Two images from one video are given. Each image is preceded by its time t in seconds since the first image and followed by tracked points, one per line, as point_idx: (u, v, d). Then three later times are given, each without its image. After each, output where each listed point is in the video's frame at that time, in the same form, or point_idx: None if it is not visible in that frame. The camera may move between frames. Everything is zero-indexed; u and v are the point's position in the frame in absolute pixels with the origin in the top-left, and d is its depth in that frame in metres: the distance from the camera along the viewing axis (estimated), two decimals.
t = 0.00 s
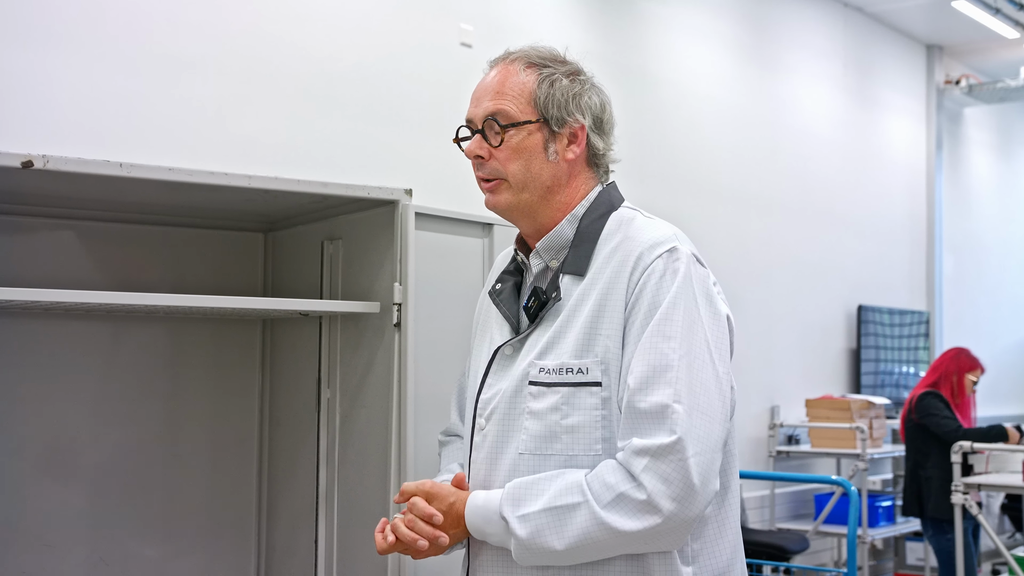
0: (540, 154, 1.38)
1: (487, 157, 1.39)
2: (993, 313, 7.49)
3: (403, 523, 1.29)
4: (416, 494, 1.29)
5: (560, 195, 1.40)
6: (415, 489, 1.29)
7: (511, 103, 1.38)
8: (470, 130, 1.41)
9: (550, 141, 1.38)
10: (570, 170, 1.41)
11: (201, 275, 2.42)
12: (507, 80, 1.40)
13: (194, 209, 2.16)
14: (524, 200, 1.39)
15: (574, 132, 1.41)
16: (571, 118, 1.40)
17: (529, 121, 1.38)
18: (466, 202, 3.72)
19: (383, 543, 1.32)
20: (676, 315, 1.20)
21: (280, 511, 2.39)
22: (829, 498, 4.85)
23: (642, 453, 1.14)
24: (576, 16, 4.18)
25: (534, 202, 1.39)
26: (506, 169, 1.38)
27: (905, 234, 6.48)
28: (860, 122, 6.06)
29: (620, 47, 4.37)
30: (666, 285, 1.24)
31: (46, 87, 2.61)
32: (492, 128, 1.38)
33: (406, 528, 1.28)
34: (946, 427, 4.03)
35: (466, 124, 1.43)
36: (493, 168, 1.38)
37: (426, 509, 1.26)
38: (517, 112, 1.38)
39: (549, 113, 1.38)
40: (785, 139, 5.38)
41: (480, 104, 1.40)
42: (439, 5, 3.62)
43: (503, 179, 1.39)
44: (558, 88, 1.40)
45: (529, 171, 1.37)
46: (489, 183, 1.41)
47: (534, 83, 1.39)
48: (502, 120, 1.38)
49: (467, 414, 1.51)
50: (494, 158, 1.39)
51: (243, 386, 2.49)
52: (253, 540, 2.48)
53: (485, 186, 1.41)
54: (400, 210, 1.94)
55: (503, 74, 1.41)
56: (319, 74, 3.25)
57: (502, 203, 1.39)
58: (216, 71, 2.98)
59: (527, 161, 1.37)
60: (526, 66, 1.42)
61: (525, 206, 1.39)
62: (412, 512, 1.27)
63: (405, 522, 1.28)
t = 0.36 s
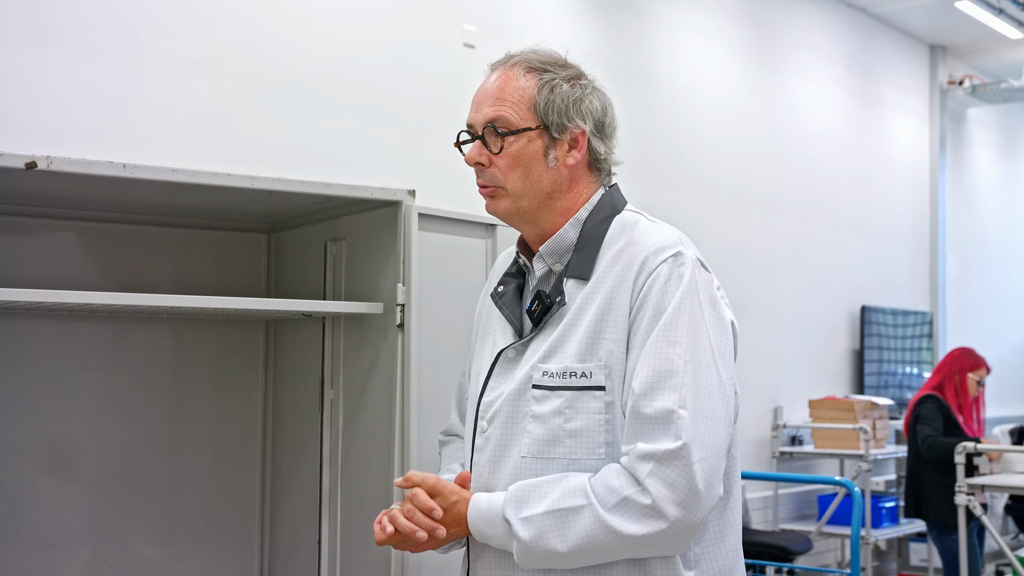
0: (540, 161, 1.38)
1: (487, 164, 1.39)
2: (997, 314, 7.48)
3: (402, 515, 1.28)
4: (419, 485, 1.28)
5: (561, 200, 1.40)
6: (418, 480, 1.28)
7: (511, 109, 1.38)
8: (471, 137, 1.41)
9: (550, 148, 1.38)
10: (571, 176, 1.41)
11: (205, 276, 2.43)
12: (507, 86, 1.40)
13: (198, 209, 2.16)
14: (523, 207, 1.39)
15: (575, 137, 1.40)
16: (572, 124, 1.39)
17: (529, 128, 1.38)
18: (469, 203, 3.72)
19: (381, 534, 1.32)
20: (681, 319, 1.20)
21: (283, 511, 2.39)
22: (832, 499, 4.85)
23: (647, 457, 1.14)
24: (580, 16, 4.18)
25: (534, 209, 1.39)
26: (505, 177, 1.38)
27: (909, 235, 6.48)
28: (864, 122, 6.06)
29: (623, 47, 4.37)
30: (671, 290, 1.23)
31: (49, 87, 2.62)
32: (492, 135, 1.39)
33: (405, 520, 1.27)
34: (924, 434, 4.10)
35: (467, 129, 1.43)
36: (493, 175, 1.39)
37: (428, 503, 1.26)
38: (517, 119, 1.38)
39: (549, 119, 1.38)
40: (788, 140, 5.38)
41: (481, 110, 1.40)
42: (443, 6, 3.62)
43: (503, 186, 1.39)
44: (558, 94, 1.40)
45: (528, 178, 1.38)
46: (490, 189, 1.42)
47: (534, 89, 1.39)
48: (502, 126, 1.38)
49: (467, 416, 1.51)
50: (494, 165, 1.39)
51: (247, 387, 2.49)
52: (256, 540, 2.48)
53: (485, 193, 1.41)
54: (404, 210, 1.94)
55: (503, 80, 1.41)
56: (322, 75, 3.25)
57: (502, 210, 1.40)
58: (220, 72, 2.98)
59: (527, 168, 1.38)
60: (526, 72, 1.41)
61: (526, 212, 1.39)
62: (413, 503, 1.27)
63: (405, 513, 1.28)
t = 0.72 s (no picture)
0: (549, 166, 1.38)
1: (495, 167, 1.38)
2: (1003, 315, 7.46)
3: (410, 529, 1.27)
4: (423, 498, 1.27)
5: (568, 205, 1.40)
6: (422, 493, 1.28)
7: (521, 113, 1.38)
8: (480, 140, 1.40)
9: (558, 152, 1.38)
10: (578, 180, 1.41)
11: (210, 276, 2.43)
12: (517, 89, 1.39)
13: (203, 211, 2.17)
14: (531, 211, 1.38)
15: (583, 142, 1.40)
16: (581, 129, 1.39)
17: (538, 132, 1.37)
18: (474, 204, 3.72)
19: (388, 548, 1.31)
20: (688, 324, 1.20)
21: (288, 512, 2.40)
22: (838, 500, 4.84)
23: (654, 462, 1.14)
24: (584, 17, 4.18)
25: (542, 213, 1.39)
26: (514, 181, 1.38)
27: (915, 235, 6.46)
28: (869, 122, 6.04)
29: (627, 48, 4.36)
30: (678, 295, 1.23)
31: (54, 89, 2.62)
32: (501, 138, 1.38)
33: (414, 532, 1.26)
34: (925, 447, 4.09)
35: (474, 131, 1.42)
36: (502, 179, 1.38)
37: (435, 514, 1.26)
38: (527, 123, 1.37)
39: (557, 124, 1.38)
40: (793, 140, 5.37)
41: (490, 113, 1.39)
42: (448, 7, 3.62)
43: (511, 191, 1.39)
44: (568, 98, 1.40)
45: (537, 183, 1.37)
46: (497, 192, 1.41)
47: (544, 93, 1.39)
48: (511, 130, 1.38)
49: (469, 419, 1.50)
50: (502, 168, 1.38)
51: (253, 388, 2.50)
52: (262, 541, 2.49)
53: (491, 197, 1.41)
54: (408, 212, 1.94)
55: (512, 82, 1.40)
56: (326, 77, 3.25)
57: (510, 214, 1.40)
58: (225, 73, 2.99)
59: (536, 172, 1.37)
60: (535, 75, 1.41)
61: (533, 216, 1.39)
62: (419, 516, 1.26)
63: (412, 527, 1.26)
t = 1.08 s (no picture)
0: (547, 164, 1.38)
1: (494, 167, 1.38)
2: (1005, 315, 7.46)
3: (409, 532, 1.28)
4: (420, 502, 1.28)
5: (566, 204, 1.40)
6: (419, 497, 1.29)
7: (519, 112, 1.38)
8: (478, 139, 1.40)
9: (557, 151, 1.38)
10: (577, 179, 1.41)
11: (213, 276, 2.44)
12: (514, 89, 1.39)
13: (205, 211, 2.17)
14: (530, 209, 1.38)
15: (581, 141, 1.41)
16: (579, 127, 1.39)
17: (537, 130, 1.37)
18: (475, 203, 3.72)
19: (387, 551, 1.32)
20: (684, 326, 1.20)
21: (290, 512, 2.40)
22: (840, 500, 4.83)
23: (649, 465, 1.14)
24: (585, 17, 4.18)
25: (540, 212, 1.39)
26: (512, 179, 1.37)
27: (916, 235, 6.45)
28: (871, 123, 6.04)
29: (630, 49, 4.36)
30: (674, 296, 1.23)
31: (56, 89, 2.63)
32: (498, 138, 1.38)
33: (412, 536, 1.27)
34: (936, 447, 4.02)
35: (472, 131, 1.42)
36: (500, 178, 1.38)
37: (431, 519, 1.26)
38: (524, 122, 1.38)
39: (556, 122, 1.38)
40: (795, 140, 5.37)
41: (488, 112, 1.39)
42: (450, 7, 3.62)
43: (510, 189, 1.39)
44: (565, 97, 1.40)
45: (536, 181, 1.37)
46: (496, 191, 1.41)
47: (542, 92, 1.39)
48: (509, 129, 1.38)
49: (469, 419, 1.50)
50: (501, 167, 1.38)
51: (254, 388, 2.50)
52: (264, 541, 2.49)
53: (490, 196, 1.40)
54: (411, 212, 1.94)
55: (510, 82, 1.40)
56: (328, 77, 3.25)
57: (509, 213, 1.40)
58: (227, 73, 2.99)
59: (535, 171, 1.37)
60: (533, 73, 1.41)
61: (532, 215, 1.39)
62: (416, 521, 1.27)
63: (409, 531, 1.27)
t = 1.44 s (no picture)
0: (537, 162, 1.38)
1: (484, 167, 1.39)
2: (1007, 315, 7.45)
3: (415, 535, 1.29)
4: (427, 507, 1.29)
5: (559, 201, 1.40)
6: (426, 502, 1.29)
7: (507, 111, 1.38)
8: (467, 140, 1.41)
9: (546, 148, 1.38)
10: (569, 176, 1.41)
11: (215, 276, 2.44)
12: (501, 88, 1.39)
13: (207, 211, 2.17)
14: (522, 209, 1.39)
15: (571, 137, 1.40)
16: (567, 124, 1.39)
17: (525, 129, 1.37)
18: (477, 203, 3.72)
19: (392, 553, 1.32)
20: (681, 320, 1.20)
21: (292, 512, 2.40)
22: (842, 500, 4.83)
23: (648, 460, 1.14)
24: (587, 16, 4.17)
25: (533, 211, 1.38)
26: (503, 179, 1.38)
27: (919, 235, 6.44)
28: (873, 123, 6.03)
29: (632, 49, 4.36)
30: (670, 290, 1.23)
31: (58, 89, 2.63)
32: (487, 137, 1.38)
33: (419, 539, 1.27)
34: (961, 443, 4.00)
35: (463, 132, 1.43)
36: (491, 178, 1.39)
37: (437, 522, 1.27)
38: (512, 121, 1.38)
39: (544, 120, 1.38)
40: (797, 140, 5.36)
41: (476, 113, 1.40)
42: (451, 7, 3.62)
43: (501, 189, 1.39)
44: (553, 94, 1.39)
45: (526, 180, 1.37)
46: (488, 192, 1.42)
47: (528, 90, 1.39)
48: (498, 128, 1.38)
49: (470, 419, 1.50)
50: (491, 167, 1.39)
51: (256, 387, 2.50)
52: (266, 540, 2.49)
53: (482, 197, 1.41)
54: (413, 211, 1.94)
55: (498, 81, 1.41)
56: (330, 76, 3.25)
57: (501, 213, 1.40)
58: (229, 73, 2.99)
59: (524, 169, 1.37)
60: (520, 72, 1.41)
61: (525, 214, 1.39)
62: (422, 524, 1.28)
63: (416, 534, 1.28)
